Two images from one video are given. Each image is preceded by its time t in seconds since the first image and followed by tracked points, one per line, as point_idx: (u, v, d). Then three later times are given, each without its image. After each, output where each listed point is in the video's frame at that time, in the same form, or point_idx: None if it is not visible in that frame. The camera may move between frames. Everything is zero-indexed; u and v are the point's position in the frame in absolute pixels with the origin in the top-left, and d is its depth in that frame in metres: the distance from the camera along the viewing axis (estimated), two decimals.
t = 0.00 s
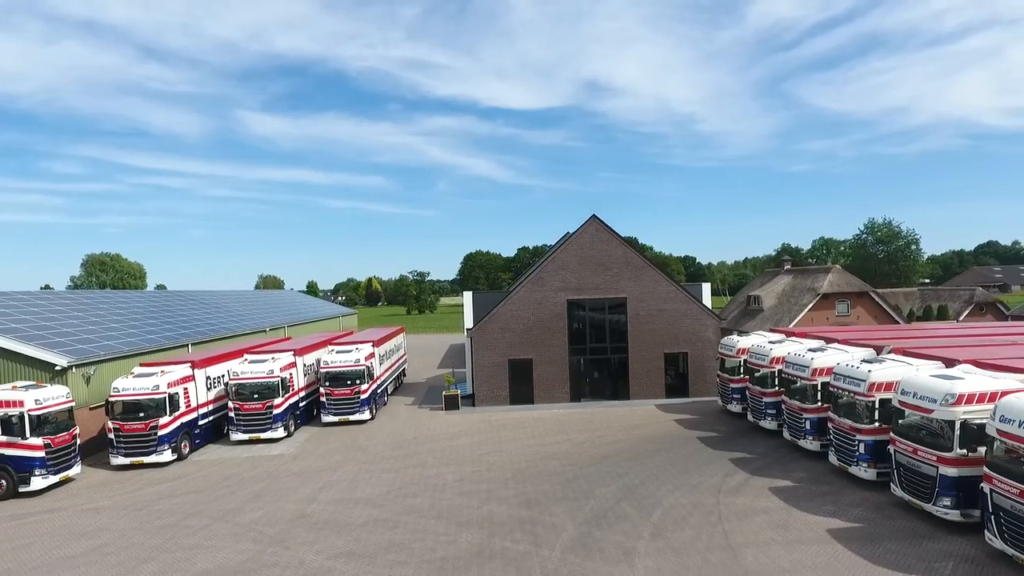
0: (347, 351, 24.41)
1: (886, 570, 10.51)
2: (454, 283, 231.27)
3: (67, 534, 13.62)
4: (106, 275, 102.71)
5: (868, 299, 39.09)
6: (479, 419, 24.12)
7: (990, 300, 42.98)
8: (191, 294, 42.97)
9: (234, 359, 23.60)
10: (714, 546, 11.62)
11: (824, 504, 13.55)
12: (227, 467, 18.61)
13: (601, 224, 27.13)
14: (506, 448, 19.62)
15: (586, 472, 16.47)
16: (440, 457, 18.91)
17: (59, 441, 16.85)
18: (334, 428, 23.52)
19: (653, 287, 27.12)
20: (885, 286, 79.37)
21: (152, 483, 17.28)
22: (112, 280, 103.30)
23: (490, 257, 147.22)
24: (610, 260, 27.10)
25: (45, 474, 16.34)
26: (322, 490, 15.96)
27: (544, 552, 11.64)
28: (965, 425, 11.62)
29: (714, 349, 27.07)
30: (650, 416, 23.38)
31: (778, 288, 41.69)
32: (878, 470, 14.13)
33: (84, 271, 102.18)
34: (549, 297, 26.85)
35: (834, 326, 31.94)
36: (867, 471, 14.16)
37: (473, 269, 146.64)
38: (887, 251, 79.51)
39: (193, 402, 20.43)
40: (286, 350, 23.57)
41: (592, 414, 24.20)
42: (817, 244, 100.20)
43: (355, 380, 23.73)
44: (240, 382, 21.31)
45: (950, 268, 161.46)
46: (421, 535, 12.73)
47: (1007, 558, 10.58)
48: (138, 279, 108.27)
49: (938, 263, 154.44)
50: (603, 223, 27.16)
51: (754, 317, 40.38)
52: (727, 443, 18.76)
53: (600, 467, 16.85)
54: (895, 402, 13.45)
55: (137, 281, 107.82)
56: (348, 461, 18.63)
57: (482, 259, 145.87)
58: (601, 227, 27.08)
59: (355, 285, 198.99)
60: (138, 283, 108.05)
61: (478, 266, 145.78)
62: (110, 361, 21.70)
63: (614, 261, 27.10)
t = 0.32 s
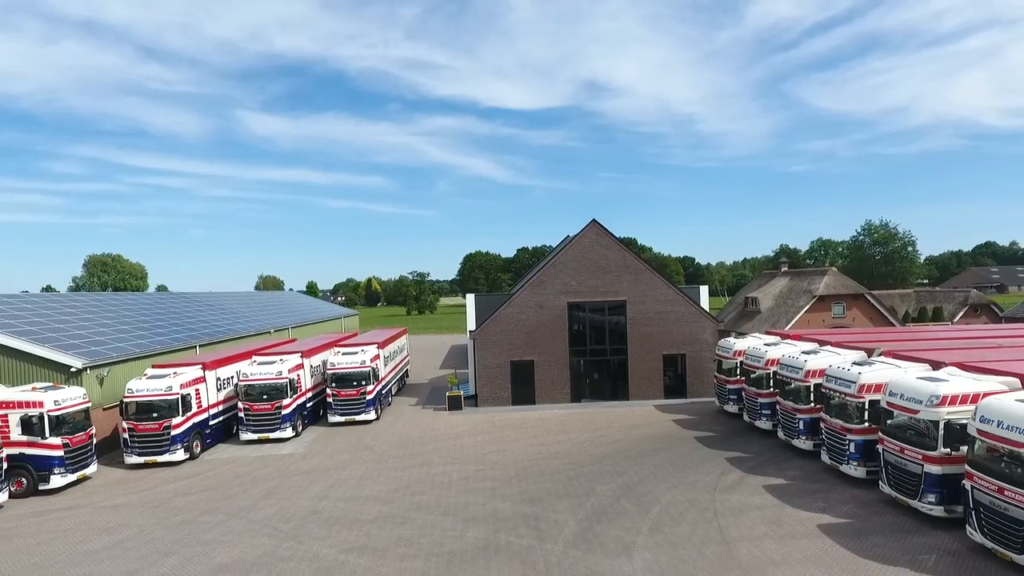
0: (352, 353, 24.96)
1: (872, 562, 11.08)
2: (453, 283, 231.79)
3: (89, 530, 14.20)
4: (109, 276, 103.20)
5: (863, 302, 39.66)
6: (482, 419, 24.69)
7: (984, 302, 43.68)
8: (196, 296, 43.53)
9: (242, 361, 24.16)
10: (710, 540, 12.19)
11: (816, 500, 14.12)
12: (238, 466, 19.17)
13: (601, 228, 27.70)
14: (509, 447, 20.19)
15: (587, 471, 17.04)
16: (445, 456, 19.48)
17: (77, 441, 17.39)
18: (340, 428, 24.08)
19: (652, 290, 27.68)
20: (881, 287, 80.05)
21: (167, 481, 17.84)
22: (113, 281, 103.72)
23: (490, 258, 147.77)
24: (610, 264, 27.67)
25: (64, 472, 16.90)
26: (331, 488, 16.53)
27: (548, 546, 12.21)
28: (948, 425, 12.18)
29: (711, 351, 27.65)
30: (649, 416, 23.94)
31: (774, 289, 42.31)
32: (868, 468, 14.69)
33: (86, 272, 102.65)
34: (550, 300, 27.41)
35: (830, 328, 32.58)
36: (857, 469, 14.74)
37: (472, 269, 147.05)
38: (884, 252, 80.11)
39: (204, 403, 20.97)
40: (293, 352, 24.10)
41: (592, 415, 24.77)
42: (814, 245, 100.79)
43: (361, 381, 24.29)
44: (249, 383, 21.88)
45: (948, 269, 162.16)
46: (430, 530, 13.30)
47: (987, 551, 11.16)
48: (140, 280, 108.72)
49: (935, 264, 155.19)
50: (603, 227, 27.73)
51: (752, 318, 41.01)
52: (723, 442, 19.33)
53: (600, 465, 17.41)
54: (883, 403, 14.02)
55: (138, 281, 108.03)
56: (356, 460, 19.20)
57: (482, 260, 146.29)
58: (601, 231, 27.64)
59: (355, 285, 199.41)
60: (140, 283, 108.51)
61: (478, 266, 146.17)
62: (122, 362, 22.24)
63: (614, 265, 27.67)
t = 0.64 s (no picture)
0: (358, 355, 25.59)
1: (858, 554, 11.73)
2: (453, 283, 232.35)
3: (112, 525, 14.86)
4: (111, 276, 103.77)
5: (859, 304, 40.22)
6: (486, 418, 25.34)
7: (978, 303, 44.54)
8: (201, 298, 44.17)
9: (252, 362, 24.79)
10: (705, 534, 12.84)
11: (807, 496, 14.78)
12: (251, 464, 19.80)
13: (601, 232, 28.36)
14: (512, 446, 20.83)
15: (588, 468, 17.68)
16: (451, 454, 20.13)
17: (95, 440, 18.03)
18: (347, 427, 24.71)
19: (651, 293, 28.33)
20: (878, 288, 80.77)
21: (182, 478, 18.47)
22: (115, 282, 104.21)
23: (490, 259, 148.36)
24: (610, 268, 28.32)
25: (84, 470, 17.53)
26: (342, 485, 17.17)
27: (551, 540, 12.86)
28: (931, 424, 12.84)
29: (708, 352, 28.30)
30: (648, 416, 24.60)
31: (771, 292, 43.04)
32: (857, 466, 15.34)
33: (88, 273, 103.19)
34: (551, 302, 28.05)
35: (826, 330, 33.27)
36: (847, 467, 15.39)
37: (472, 270, 147.32)
38: (881, 253, 80.84)
39: (216, 403, 21.61)
40: (301, 353, 24.73)
41: (593, 415, 25.42)
42: (812, 247, 101.52)
43: (367, 382, 24.92)
44: (259, 384, 22.51)
45: (946, 269, 163.00)
46: (439, 525, 13.95)
47: (966, 543, 11.81)
48: (141, 280, 109.18)
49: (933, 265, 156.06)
50: (603, 232, 28.38)
51: (749, 320, 41.74)
52: (719, 441, 19.99)
53: (601, 463, 18.06)
54: (871, 403, 14.66)
55: (139, 282, 108.39)
56: (364, 459, 19.83)
57: (481, 260, 146.59)
58: (601, 235, 28.29)
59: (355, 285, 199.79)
60: (141, 284, 108.93)
61: (478, 267, 146.45)
62: (135, 363, 22.86)
63: (613, 268, 28.32)
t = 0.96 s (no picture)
0: (365, 356, 26.29)
1: (844, 545, 12.46)
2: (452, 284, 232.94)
3: (135, 520, 15.57)
4: (113, 277, 104.37)
5: (854, 305, 40.93)
6: (489, 418, 26.05)
7: (972, 305, 45.23)
8: (207, 299, 44.86)
9: (262, 363, 25.48)
10: (700, 527, 13.56)
11: (798, 492, 15.51)
12: (263, 463, 20.51)
13: (601, 237, 29.07)
14: (515, 445, 21.53)
15: (589, 466, 18.40)
16: (456, 453, 20.84)
17: (115, 439, 18.74)
18: (354, 426, 25.41)
19: (650, 295, 29.04)
20: (875, 290, 81.51)
21: (198, 476, 19.18)
22: (117, 284, 104.79)
23: (489, 259, 148.99)
24: (610, 271, 29.04)
25: (104, 468, 18.25)
26: (353, 482, 17.88)
27: (555, 533, 13.58)
28: (915, 424, 13.55)
29: (706, 353, 29.04)
30: (647, 416, 25.33)
31: (768, 294, 43.83)
32: (847, 463, 16.07)
33: (91, 274, 103.81)
34: (553, 305, 28.77)
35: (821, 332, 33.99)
36: (837, 464, 16.12)
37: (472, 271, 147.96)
38: (878, 255, 81.61)
39: (229, 403, 22.31)
40: (309, 355, 25.41)
41: (593, 415, 26.12)
42: (809, 248, 102.24)
43: (374, 382, 25.63)
44: (270, 385, 23.21)
45: (943, 270, 163.94)
46: (447, 519, 14.67)
47: (946, 535, 12.54)
48: (144, 281, 109.83)
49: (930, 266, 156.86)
50: (603, 236, 29.10)
51: (747, 322, 42.52)
52: (715, 440, 20.73)
53: (601, 461, 18.78)
54: (859, 404, 15.37)
55: (142, 284, 109.06)
56: (373, 457, 20.55)
57: (480, 260, 146.54)
58: (600, 240, 29.02)
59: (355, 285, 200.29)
60: (143, 284, 109.52)
61: (478, 267, 146.29)
62: (150, 365, 23.56)
63: (613, 272, 29.03)
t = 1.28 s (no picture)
0: (372, 358, 27.03)
1: (832, 537, 13.24)
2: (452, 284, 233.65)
3: (157, 515, 16.31)
4: (116, 278, 105.00)
5: (849, 307, 41.69)
6: (493, 418, 26.80)
7: (965, 306, 46.03)
8: (213, 302, 45.57)
9: (272, 364, 26.21)
10: (696, 521, 14.34)
11: (790, 488, 16.29)
12: (276, 461, 21.26)
13: (601, 242, 29.85)
14: (519, 444, 22.29)
15: (590, 464, 19.15)
16: (462, 451, 21.59)
17: (134, 438, 19.50)
18: (361, 426, 26.16)
19: (649, 299, 29.81)
20: (871, 291, 82.37)
21: (214, 474, 19.92)
22: (120, 284, 105.53)
23: (489, 260, 149.78)
24: (609, 275, 29.80)
25: (125, 466, 19.00)
26: (364, 479, 18.64)
27: (558, 526, 14.34)
28: (899, 423, 14.33)
29: (703, 355, 29.81)
30: (645, 415, 26.10)
31: (765, 295, 44.63)
32: (836, 461, 16.83)
33: (94, 274, 104.44)
34: (554, 308, 29.52)
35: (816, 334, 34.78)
36: (827, 461, 16.88)
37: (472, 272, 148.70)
38: (874, 256, 82.38)
39: (242, 403, 23.05)
40: (318, 356, 26.14)
41: (594, 414, 26.87)
42: (807, 249, 103.14)
43: (381, 383, 26.38)
44: (281, 386, 23.94)
45: (941, 271, 164.89)
46: (456, 514, 15.44)
47: (928, 528, 13.31)
48: (146, 281, 110.40)
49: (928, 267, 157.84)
50: (603, 241, 29.87)
51: (744, 323, 43.38)
52: (712, 439, 21.49)
53: (602, 459, 19.55)
54: (848, 404, 16.14)
55: (144, 284, 109.66)
56: (381, 456, 21.31)
57: (480, 261, 147.19)
58: (601, 245, 29.79)
59: (355, 285, 200.93)
60: (146, 285, 110.15)
61: (478, 268, 146.70)
62: (165, 366, 24.29)
63: (612, 276, 29.80)
